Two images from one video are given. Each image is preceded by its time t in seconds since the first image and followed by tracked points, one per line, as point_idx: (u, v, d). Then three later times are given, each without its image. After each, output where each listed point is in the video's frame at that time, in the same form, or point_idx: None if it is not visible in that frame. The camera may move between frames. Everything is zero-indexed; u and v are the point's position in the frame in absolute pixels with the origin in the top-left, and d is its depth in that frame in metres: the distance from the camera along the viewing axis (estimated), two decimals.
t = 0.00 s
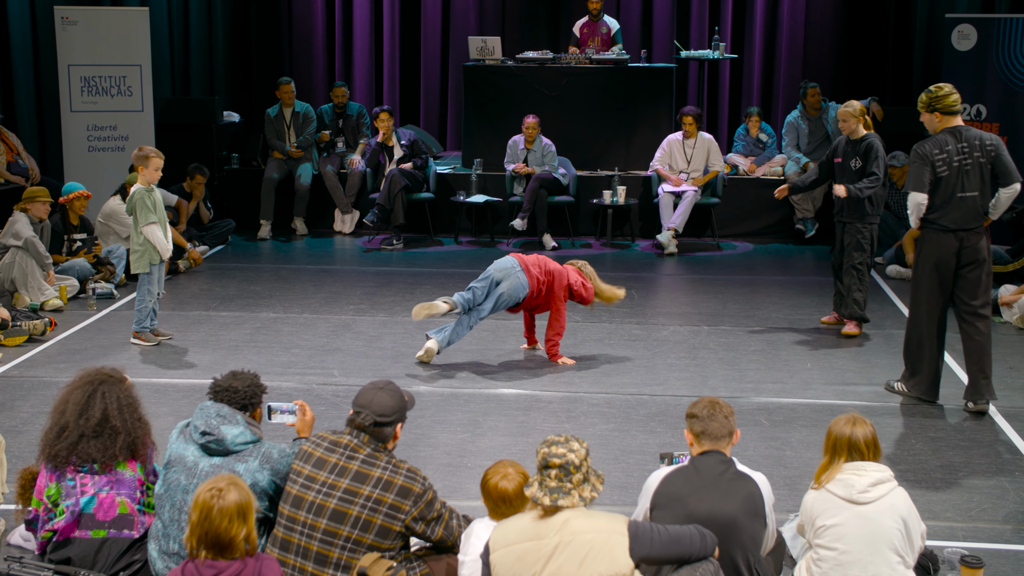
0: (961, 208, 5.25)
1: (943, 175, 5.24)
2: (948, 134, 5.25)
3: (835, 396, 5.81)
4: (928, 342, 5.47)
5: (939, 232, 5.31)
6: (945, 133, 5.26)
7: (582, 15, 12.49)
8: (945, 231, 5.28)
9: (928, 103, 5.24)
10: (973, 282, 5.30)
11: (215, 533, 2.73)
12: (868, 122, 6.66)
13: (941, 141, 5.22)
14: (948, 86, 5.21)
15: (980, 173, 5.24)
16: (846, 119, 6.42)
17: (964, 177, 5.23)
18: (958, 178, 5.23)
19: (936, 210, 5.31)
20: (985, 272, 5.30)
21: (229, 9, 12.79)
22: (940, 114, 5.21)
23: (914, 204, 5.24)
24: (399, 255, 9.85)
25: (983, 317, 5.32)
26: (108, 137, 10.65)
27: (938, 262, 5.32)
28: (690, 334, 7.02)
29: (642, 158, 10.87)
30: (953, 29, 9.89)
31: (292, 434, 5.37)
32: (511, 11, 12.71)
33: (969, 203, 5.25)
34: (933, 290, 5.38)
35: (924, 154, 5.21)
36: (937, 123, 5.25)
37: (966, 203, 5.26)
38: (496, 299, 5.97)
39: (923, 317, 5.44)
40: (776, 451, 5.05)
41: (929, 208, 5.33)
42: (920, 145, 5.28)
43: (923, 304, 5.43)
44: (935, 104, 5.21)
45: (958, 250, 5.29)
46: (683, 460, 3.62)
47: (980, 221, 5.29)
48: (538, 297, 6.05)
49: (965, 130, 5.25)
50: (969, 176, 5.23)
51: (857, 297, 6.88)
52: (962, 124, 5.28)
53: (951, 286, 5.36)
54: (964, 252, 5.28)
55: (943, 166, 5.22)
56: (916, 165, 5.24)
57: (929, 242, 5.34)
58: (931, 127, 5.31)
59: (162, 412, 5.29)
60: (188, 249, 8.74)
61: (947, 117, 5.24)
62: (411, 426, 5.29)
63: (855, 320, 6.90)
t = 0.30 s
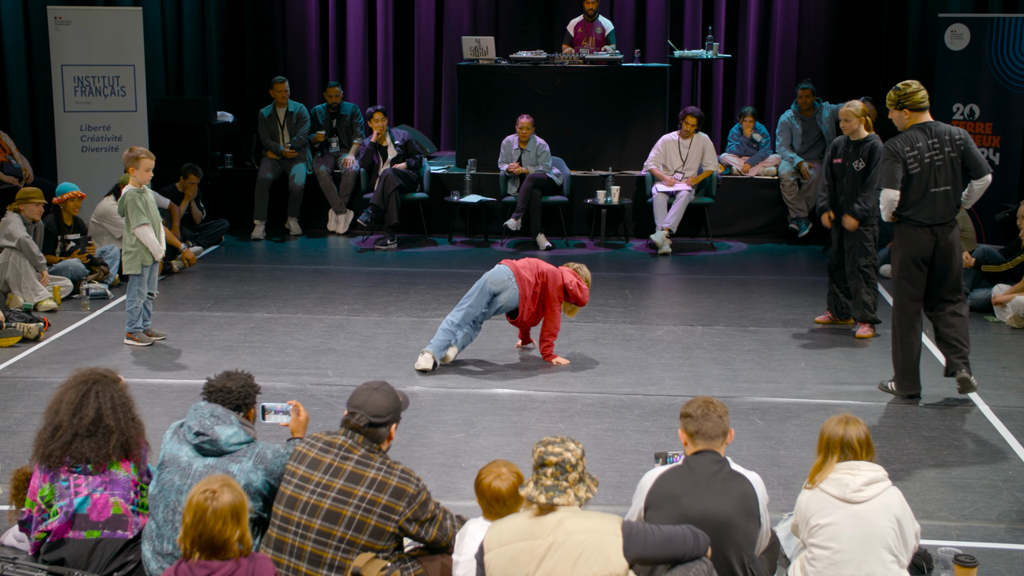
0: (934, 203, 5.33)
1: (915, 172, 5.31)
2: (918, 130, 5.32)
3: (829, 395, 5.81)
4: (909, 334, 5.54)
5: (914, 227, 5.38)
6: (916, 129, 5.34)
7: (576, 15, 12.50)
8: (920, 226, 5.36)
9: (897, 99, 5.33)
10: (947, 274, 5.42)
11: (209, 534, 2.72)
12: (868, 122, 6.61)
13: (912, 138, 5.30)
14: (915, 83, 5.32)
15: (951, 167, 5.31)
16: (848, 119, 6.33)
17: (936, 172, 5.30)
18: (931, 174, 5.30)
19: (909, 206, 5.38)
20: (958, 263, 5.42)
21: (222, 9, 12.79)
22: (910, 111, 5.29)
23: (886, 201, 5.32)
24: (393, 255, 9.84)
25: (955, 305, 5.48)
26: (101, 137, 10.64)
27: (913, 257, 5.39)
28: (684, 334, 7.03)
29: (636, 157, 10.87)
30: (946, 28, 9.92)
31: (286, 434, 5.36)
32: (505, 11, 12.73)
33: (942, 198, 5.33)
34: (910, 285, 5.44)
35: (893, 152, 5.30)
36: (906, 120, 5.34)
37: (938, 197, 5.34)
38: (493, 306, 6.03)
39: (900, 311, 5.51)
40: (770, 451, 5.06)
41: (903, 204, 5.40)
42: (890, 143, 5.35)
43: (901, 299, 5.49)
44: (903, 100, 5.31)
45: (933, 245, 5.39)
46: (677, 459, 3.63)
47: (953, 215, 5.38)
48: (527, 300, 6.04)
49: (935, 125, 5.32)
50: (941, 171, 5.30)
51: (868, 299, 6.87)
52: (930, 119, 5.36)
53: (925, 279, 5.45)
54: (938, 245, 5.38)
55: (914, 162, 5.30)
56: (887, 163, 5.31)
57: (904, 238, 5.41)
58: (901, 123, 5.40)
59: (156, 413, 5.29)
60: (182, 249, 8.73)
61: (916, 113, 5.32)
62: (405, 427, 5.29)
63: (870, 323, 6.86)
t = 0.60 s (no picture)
0: (923, 200, 5.41)
1: (904, 170, 5.35)
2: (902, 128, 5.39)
3: (824, 395, 5.81)
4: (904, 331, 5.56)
5: (904, 224, 5.43)
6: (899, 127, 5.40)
7: (571, 15, 12.50)
8: (910, 223, 5.42)
9: (881, 98, 5.38)
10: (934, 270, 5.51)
11: (205, 535, 2.71)
12: (873, 123, 6.58)
13: (901, 134, 5.34)
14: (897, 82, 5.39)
15: (937, 164, 5.42)
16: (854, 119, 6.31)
17: (925, 170, 5.38)
18: (920, 172, 5.37)
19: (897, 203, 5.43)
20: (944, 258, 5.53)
21: (217, 9, 12.80)
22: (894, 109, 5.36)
23: (882, 197, 5.32)
24: (388, 255, 9.84)
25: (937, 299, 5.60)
26: (96, 137, 10.63)
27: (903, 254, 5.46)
28: (679, 334, 7.03)
29: (631, 157, 10.88)
30: (940, 28, 9.93)
31: (281, 434, 5.36)
32: (500, 10, 12.74)
33: (930, 195, 5.42)
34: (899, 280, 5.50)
35: (887, 150, 5.30)
36: (891, 118, 5.40)
37: (926, 194, 5.43)
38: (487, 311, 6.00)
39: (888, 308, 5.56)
40: (765, 450, 5.05)
41: (893, 202, 5.43)
42: (881, 140, 5.35)
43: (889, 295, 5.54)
44: (887, 99, 5.37)
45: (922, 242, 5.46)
46: (672, 458, 3.63)
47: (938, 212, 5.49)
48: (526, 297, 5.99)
49: (919, 123, 5.40)
50: (928, 169, 5.39)
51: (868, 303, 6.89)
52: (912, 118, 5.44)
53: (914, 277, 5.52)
54: (927, 242, 5.45)
55: (904, 159, 5.33)
56: (880, 161, 5.31)
57: (895, 236, 5.46)
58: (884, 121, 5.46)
59: (151, 413, 5.28)
60: (177, 249, 8.73)
61: (898, 112, 5.40)
62: (400, 427, 5.28)
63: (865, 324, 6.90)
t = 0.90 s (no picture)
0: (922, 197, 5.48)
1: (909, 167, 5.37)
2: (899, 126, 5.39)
3: (823, 395, 5.81)
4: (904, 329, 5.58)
5: (904, 221, 5.47)
6: (895, 125, 5.40)
7: (570, 15, 12.50)
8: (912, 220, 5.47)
9: (876, 94, 5.38)
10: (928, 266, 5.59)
11: (205, 536, 2.71)
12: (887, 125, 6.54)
13: (901, 131, 5.34)
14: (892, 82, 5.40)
15: (931, 163, 5.51)
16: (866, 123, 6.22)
17: (924, 168, 5.44)
18: (920, 170, 5.43)
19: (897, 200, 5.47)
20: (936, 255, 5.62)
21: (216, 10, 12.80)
22: (891, 107, 5.36)
23: (895, 192, 5.29)
24: (388, 255, 9.84)
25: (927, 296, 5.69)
26: (95, 137, 10.63)
27: (904, 252, 5.50)
28: (679, 334, 7.03)
29: (631, 157, 10.88)
30: (939, 28, 9.93)
31: (281, 434, 5.36)
32: (499, 10, 12.74)
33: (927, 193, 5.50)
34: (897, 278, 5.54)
35: (896, 146, 5.30)
36: (885, 115, 5.39)
37: (921, 193, 5.51)
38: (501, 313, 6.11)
39: (887, 305, 5.58)
40: (765, 450, 5.05)
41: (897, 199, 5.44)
42: (889, 136, 5.34)
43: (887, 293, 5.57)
44: (883, 95, 5.36)
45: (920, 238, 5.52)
46: (672, 457, 3.63)
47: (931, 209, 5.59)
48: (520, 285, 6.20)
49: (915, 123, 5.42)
50: (927, 167, 5.47)
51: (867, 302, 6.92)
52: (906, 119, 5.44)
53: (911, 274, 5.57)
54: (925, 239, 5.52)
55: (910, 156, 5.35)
56: (890, 157, 5.30)
57: (896, 233, 5.49)
58: (878, 118, 5.44)
59: (151, 413, 5.28)
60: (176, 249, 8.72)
61: (893, 109, 5.39)
62: (400, 427, 5.28)
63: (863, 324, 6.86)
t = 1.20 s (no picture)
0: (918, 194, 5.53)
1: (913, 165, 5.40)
2: (896, 123, 5.43)
3: (818, 394, 5.82)
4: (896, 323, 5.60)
5: (902, 219, 5.50)
6: (893, 122, 5.43)
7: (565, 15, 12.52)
8: (904, 217, 5.50)
9: (876, 90, 5.39)
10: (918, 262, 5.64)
11: (199, 536, 2.70)
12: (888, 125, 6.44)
13: (903, 127, 5.39)
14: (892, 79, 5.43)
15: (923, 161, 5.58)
16: (864, 123, 6.05)
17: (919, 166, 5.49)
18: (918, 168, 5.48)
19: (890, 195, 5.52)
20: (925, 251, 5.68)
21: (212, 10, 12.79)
22: (890, 103, 5.39)
23: (906, 187, 5.33)
24: (383, 255, 9.84)
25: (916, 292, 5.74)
26: (90, 137, 10.62)
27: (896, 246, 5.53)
28: (674, 334, 7.04)
29: (626, 158, 10.89)
30: (935, 28, 9.94)
31: (277, 435, 5.35)
32: (495, 10, 12.74)
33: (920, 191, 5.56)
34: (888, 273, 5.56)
35: (904, 142, 5.35)
36: (884, 111, 5.41)
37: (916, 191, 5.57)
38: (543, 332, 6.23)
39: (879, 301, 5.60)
40: (761, 450, 5.05)
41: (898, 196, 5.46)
42: (898, 132, 5.38)
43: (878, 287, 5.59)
44: (883, 91, 5.38)
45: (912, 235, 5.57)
46: (668, 457, 3.64)
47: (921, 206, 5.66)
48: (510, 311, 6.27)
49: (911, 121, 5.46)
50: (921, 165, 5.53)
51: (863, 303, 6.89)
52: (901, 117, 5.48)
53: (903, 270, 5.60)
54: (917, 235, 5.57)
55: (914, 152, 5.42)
56: (899, 154, 5.34)
57: (891, 230, 5.52)
58: (876, 113, 5.46)
59: (147, 414, 5.27)
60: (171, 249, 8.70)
61: (891, 106, 5.42)
62: (396, 427, 5.28)
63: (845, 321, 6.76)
